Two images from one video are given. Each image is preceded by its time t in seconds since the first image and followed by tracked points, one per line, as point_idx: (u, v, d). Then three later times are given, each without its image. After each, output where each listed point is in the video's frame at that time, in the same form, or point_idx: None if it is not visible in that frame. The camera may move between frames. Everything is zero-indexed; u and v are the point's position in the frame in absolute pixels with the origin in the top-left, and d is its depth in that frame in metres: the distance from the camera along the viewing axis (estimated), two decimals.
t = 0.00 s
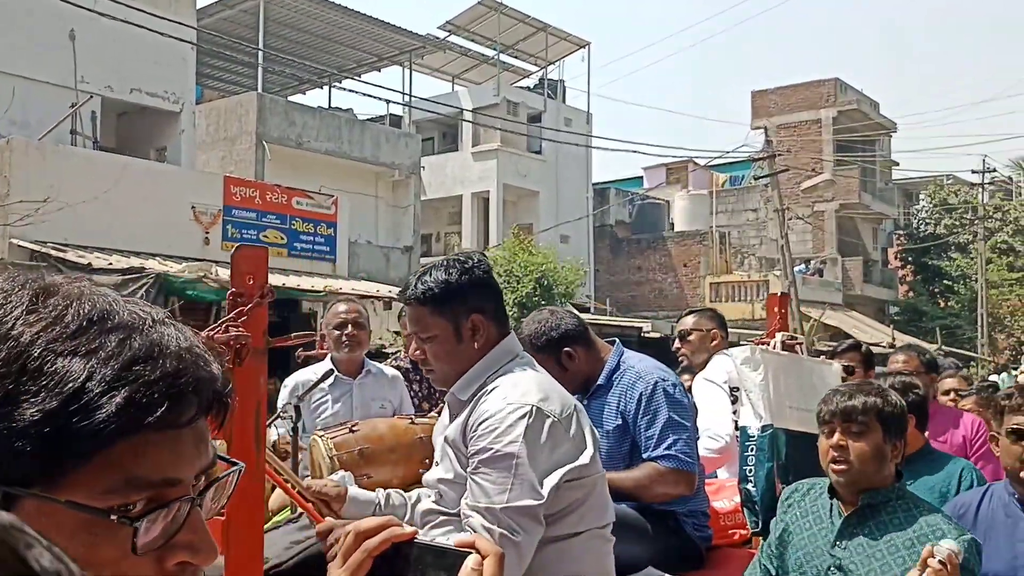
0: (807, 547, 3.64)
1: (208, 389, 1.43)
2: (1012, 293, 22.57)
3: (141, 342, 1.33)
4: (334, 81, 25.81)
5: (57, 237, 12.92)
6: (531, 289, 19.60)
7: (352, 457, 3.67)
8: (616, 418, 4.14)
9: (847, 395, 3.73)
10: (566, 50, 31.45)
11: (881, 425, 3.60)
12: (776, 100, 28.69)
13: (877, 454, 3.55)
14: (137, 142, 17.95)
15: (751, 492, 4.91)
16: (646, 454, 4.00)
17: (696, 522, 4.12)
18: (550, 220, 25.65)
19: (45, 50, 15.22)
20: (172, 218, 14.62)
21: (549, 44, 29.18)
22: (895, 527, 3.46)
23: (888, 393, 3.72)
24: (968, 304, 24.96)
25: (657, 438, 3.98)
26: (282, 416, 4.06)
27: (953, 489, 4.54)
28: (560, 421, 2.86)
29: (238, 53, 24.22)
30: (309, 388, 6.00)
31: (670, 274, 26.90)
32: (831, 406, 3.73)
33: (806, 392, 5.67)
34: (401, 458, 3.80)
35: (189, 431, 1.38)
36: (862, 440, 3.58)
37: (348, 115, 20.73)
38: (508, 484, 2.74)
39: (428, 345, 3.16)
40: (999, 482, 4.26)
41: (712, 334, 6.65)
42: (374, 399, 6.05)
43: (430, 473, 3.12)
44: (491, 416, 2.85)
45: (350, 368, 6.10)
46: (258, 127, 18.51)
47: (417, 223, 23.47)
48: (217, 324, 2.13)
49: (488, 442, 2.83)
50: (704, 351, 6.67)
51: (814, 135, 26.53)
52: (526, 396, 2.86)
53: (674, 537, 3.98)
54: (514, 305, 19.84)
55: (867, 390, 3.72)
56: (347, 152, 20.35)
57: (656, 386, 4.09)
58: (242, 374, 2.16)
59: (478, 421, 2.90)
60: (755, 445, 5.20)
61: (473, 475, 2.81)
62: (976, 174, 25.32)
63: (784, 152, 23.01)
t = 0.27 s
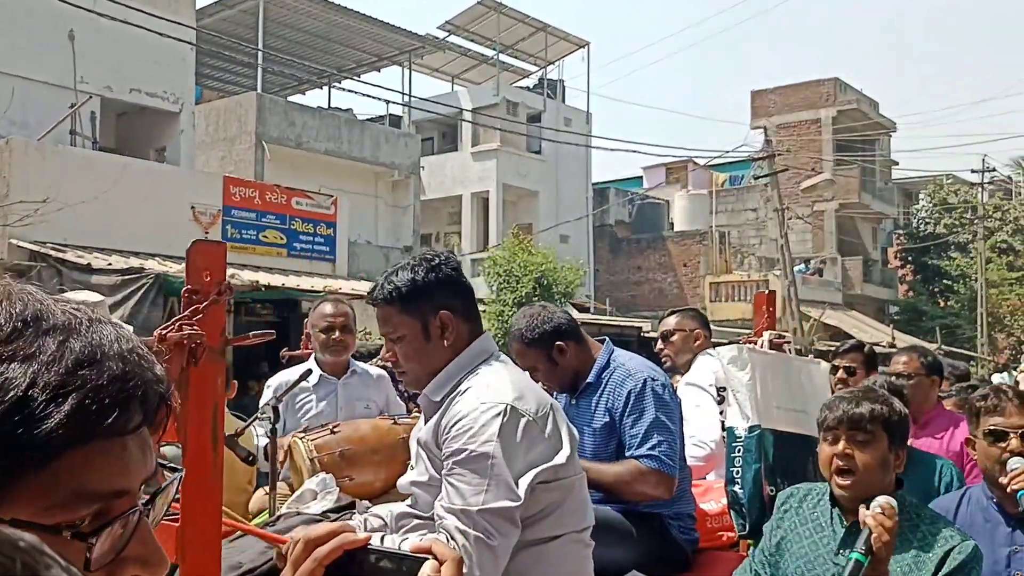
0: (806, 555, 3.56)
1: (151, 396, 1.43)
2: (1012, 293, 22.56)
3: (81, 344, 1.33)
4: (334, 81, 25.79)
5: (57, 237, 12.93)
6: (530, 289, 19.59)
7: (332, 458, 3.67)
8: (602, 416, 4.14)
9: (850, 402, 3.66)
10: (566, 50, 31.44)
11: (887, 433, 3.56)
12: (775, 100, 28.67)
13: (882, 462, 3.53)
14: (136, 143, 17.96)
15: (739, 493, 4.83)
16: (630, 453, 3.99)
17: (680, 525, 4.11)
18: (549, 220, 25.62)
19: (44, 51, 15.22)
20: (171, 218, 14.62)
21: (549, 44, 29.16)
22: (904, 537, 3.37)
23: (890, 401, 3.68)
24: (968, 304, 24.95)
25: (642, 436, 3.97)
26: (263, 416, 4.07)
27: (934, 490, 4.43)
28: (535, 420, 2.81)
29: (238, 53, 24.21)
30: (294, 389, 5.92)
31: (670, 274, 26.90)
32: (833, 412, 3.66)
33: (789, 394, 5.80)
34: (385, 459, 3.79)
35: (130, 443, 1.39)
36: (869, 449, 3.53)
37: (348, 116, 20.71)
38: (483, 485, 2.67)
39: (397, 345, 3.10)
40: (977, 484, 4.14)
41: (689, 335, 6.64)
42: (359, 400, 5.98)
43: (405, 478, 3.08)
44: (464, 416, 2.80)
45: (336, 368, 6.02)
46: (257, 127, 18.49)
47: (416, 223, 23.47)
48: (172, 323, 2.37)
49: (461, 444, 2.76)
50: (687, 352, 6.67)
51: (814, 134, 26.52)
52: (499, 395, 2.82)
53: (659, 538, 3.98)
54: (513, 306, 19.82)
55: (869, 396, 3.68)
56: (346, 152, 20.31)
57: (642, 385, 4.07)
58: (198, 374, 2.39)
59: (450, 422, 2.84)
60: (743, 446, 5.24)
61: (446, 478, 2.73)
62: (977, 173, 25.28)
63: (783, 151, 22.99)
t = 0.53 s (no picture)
0: (798, 560, 3.37)
1: (110, 410, 1.39)
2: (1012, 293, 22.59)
3: (48, 348, 1.31)
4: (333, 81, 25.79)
5: (57, 237, 12.92)
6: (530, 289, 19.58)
7: (313, 460, 3.58)
8: (593, 415, 4.17)
9: (848, 403, 3.37)
10: (565, 50, 31.44)
11: (885, 436, 3.31)
12: (775, 100, 28.65)
13: (880, 467, 3.29)
14: (136, 143, 17.95)
15: (724, 495, 4.41)
16: (615, 454, 4.00)
17: (665, 528, 4.13)
18: (549, 220, 25.63)
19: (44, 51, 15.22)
20: (171, 217, 14.61)
21: (548, 43, 29.16)
22: (896, 539, 3.25)
23: (889, 401, 3.42)
24: (968, 303, 24.97)
25: (629, 437, 3.98)
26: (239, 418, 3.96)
27: (925, 490, 4.42)
28: (508, 418, 2.77)
29: (237, 53, 24.21)
30: (277, 390, 5.78)
31: (670, 274, 26.92)
32: (829, 413, 3.37)
33: (781, 393, 4.89)
34: (368, 460, 3.70)
35: (90, 450, 1.38)
36: (869, 454, 3.29)
37: (347, 115, 20.68)
38: (451, 484, 2.62)
39: (372, 336, 3.03)
40: (965, 485, 4.10)
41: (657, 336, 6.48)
42: (343, 401, 5.89)
43: (375, 482, 2.99)
44: (436, 413, 2.74)
45: (320, 368, 5.89)
46: (257, 127, 18.48)
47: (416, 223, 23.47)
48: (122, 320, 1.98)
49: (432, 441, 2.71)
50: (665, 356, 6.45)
51: (813, 134, 26.55)
52: (473, 391, 2.77)
53: (641, 540, 3.99)
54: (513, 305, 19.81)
55: (866, 395, 3.41)
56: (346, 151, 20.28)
57: (633, 384, 4.07)
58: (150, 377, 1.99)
59: (422, 419, 2.79)
60: (726, 448, 4.51)
61: (417, 477, 2.67)
62: (977, 173, 25.32)
63: (783, 151, 23.00)
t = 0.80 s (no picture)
0: (782, 562, 3.28)
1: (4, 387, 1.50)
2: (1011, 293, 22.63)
3: None
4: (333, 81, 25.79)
5: (57, 238, 12.92)
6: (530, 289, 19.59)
7: (296, 463, 3.51)
8: (586, 412, 4.16)
9: (829, 404, 3.21)
10: (565, 50, 31.44)
11: (870, 438, 3.15)
12: (775, 99, 28.65)
13: (864, 470, 3.13)
14: (136, 143, 17.95)
15: (708, 498, 4.37)
16: (607, 453, 3.99)
17: (650, 532, 4.13)
18: (549, 220, 25.66)
19: (44, 51, 15.22)
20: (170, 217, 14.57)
21: (548, 43, 29.16)
22: (883, 543, 3.10)
23: (874, 401, 3.25)
24: (968, 303, 25.00)
25: (621, 436, 3.97)
26: (216, 418, 3.83)
27: (918, 493, 4.41)
28: (480, 422, 2.67)
29: (238, 53, 24.20)
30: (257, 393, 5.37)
31: (669, 274, 26.95)
32: (809, 417, 3.22)
33: (770, 393, 4.77)
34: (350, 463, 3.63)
35: None
36: (852, 458, 3.13)
37: (347, 115, 20.64)
38: (420, 490, 2.50)
39: (330, 341, 2.86)
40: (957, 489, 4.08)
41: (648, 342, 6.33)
42: (326, 402, 5.43)
43: (344, 486, 2.88)
44: (405, 416, 2.64)
45: (302, 368, 5.44)
46: (256, 127, 18.47)
47: (416, 223, 23.48)
48: (73, 322, 2.34)
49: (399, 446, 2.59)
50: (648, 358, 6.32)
51: (813, 134, 26.56)
52: (444, 395, 2.67)
53: (622, 544, 3.99)
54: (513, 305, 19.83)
55: (849, 394, 3.25)
56: (346, 152, 20.29)
57: (630, 384, 4.07)
58: (102, 377, 2.36)
59: (390, 423, 2.68)
60: (713, 449, 4.47)
61: (382, 483, 2.56)
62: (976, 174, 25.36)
63: (783, 151, 23.01)
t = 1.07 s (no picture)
0: (764, 562, 3.24)
1: None
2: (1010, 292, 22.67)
3: None
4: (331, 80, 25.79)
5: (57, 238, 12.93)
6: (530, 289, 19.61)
7: (278, 463, 3.41)
8: (573, 413, 4.12)
9: (828, 407, 3.16)
10: (564, 49, 31.44)
11: (864, 442, 3.12)
12: (774, 99, 28.66)
13: (857, 475, 3.10)
14: (135, 143, 17.95)
15: (691, 500, 4.41)
16: (606, 455, 3.94)
17: (636, 536, 4.05)
18: (549, 220, 25.68)
19: (43, 51, 15.20)
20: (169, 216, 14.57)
21: (547, 43, 29.16)
22: (866, 548, 3.08)
23: (872, 405, 3.21)
24: (967, 303, 25.04)
25: (620, 438, 3.91)
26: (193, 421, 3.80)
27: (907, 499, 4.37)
28: (442, 424, 2.58)
29: (237, 53, 24.19)
30: (240, 392, 5.34)
31: (669, 273, 26.99)
32: (805, 418, 3.17)
33: (756, 394, 4.86)
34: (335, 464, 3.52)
35: None
36: (845, 462, 3.09)
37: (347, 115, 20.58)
38: (380, 497, 2.43)
39: (296, 345, 2.78)
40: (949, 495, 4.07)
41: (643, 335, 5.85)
42: (307, 401, 5.30)
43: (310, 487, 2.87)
44: (363, 421, 2.55)
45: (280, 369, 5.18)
46: (255, 126, 18.46)
47: (416, 223, 23.48)
48: (22, 319, 2.25)
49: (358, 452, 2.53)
50: (635, 357, 5.86)
51: (812, 134, 26.57)
52: (404, 397, 2.57)
53: (612, 552, 3.97)
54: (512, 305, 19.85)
55: (847, 396, 3.20)
56: (345, 152, 20.29)
57: (625, 383, 3.99)
58: (53, 376, 2.28)
59: (350, 428, 2.59)
60: (696, 451, 4.53)
61: (344, 489, 2.50)
62: (976, 174, 25.41)
63: (782, 150, 23.03)
